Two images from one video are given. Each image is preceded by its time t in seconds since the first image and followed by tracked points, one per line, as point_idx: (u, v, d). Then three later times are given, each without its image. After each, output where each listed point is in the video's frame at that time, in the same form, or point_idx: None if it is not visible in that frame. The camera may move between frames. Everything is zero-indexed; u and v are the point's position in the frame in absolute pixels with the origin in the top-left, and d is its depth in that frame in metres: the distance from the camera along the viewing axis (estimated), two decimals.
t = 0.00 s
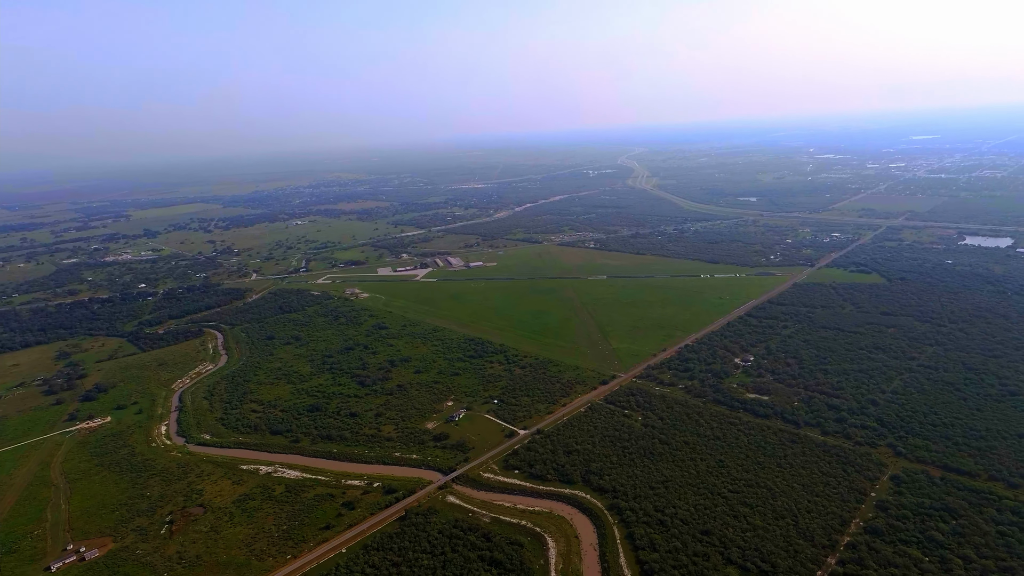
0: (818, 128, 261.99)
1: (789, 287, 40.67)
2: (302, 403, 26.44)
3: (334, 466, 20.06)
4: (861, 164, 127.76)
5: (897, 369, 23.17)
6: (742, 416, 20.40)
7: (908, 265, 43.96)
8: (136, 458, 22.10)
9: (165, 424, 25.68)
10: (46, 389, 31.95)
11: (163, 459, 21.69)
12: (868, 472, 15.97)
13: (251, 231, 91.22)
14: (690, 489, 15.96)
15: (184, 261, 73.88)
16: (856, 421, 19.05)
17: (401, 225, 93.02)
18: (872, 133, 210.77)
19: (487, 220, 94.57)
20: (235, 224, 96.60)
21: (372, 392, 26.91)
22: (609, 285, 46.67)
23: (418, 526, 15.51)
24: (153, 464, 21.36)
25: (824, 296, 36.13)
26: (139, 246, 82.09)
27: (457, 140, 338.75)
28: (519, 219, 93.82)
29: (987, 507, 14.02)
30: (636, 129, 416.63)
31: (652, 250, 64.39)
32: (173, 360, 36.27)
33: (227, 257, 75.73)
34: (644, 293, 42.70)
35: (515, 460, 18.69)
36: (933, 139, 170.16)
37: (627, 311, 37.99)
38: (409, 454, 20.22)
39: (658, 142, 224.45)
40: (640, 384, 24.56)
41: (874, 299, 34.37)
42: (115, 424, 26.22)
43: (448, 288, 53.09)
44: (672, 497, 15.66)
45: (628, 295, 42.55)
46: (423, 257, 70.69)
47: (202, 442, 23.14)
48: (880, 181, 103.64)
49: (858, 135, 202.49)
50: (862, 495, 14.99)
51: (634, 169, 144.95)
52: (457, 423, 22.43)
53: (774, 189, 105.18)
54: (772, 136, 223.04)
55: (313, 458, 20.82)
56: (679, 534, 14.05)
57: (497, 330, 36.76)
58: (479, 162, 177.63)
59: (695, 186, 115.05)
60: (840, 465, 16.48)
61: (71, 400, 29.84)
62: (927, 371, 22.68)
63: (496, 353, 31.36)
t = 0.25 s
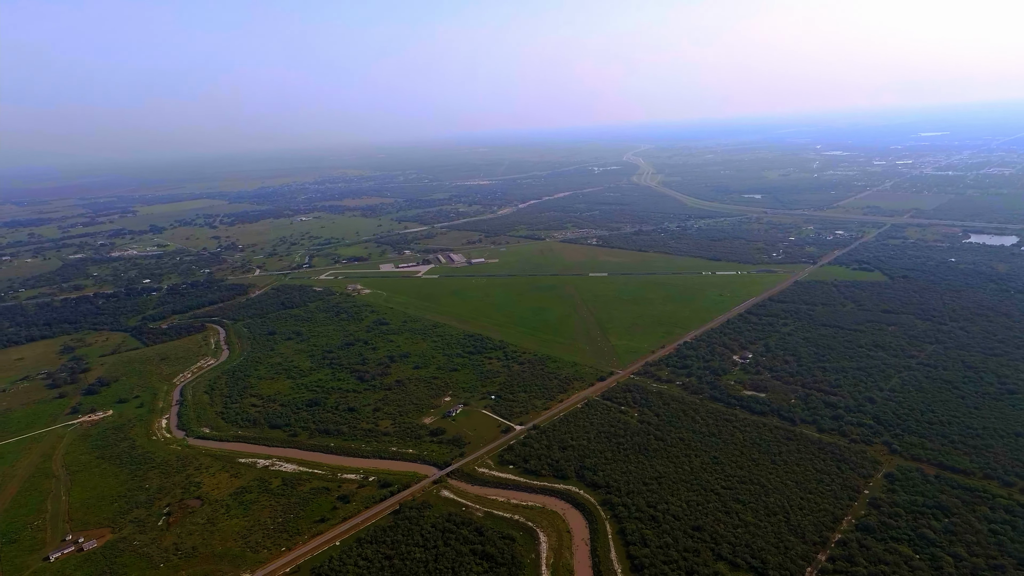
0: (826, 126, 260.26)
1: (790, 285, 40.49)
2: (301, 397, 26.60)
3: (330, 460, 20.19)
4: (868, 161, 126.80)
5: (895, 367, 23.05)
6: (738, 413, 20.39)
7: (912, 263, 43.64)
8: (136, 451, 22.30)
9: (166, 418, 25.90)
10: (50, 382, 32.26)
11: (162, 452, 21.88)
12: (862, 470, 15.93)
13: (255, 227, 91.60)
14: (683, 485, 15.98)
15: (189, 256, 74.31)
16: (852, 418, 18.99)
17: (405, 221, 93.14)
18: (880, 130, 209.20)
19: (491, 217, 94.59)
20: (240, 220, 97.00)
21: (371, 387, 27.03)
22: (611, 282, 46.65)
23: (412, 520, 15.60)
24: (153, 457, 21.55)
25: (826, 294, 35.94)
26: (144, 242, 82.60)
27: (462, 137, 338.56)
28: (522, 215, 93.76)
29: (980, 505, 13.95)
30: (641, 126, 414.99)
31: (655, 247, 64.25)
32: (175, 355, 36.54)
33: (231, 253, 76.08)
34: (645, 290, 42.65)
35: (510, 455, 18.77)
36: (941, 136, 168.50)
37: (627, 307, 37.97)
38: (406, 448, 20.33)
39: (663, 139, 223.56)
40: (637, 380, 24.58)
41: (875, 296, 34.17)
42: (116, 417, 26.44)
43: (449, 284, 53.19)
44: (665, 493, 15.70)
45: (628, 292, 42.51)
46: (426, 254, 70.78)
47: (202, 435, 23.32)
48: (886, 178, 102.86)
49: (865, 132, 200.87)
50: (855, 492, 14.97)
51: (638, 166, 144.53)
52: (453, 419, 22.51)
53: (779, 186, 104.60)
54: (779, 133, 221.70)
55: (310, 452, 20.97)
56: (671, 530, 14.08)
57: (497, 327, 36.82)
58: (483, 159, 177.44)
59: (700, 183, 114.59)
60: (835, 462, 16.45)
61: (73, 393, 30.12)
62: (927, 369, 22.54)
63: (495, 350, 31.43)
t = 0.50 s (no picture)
0: (833, 120, 258.26)
1: (792, 280, 40.35)
2: (300, 390, 26.78)
3: (328, 453, 20.35)
4: (875, 156, 125.74)
5: (894, 363, 22.95)
6: (734, 408, 20.39)
7: (915, 258, 43.34)
8: (136, 442, 22.49)
9: (166, 410, 26.09)
10: (53, 374, 32.56)
11: (162, 444, 22.07)
12: (856, 465, 15.92)
13: (259, 221, 91.88)
14: (676, 480, 16.02)
15: (193, 250, 74.65)
16: (848, 414, 18.95)
17: (408, 216, 93.18)
18: (888, 124, 207.48)
19: (494, 212, 94.48)
20: (244, 214, 97.29)
21: (369, 381, 27.18)
22: (612, 277, 46.60)
23: (406, 512, 15.72)
24: (153, 448, 21.74)
25: (827, 290, 35.78)
26: (149, 235, 83.04)
27: (467, 131, 337.81)
28: (525, 210, 93.64)
29: (973, 501, 13.92)
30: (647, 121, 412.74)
31: (657, 242, 64.06)
32: (178, 348, 36.80)
33: (235, 246, 76.37)
34: (645, 285, 42.58)
35: (505, 449, 18.85)
36: (950, 131, 166.71)
37: (628, 303, 37.91)
38: (402, 441, 20.47)
39: (669, 133, 222.11)
40: (634, 375, 24.62)
41: (876, 292, 34.03)
42: (118, 409, 26.66)
43: (450, 278, 53.27)
44: (658, 487, 15.74)
45: (629, 287, 42.45)
46: (428, 248, 70.88)
47: (201, 427, 23.50)
48: (893, 173, 102.01)
49: (874, 127, 199.09)
50: (848, 488, 14.96)
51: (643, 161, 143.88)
52: (450, 412, 22.64)
53: (784, 181, 103.94)
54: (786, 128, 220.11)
55: (308, 444, 21.12)
56: (662, 524, 14.12)
57: (496, 321, 36.90)
58: (487, 154, 176.98)
59: (704, 177, 114.03)
60: (829, 458, 16.43)
61: (76, 385, 30.38)
62: (925, 365, 22.44)
63: (494, 344, 31.52)
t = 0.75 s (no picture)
0: (841, 113, 255.74)
1: (794, 274, 40.17)
2: (299, 381, 26.94)
3: (325, 444, 20.49)
4: (883, 149, 124.45)
5: (892, 358, 22.86)
6: (729, 402, 20.40)
7: (919, 253, 43.03)
8: (137, 431, 22.68)
9: (167, 400, 26.28)
10: (57, 364, 32.85)
11: (162, 433, 22.24)
12: (850, 459, 15.91)
13: (263, 213, 92.10)
14: (669, 473, 16.07)
15: (197, 242, 74.96)
16: (844, 409, 18.92)
17: (411, 208, 93.14)
18: (896, 117, 205.20)
19: (497, 204, 94.29)
20: (248, 206, 97.53)
21: (368, 372, 27.32)
22: (613, 270, 46.55)
23: (400, 502, 15.85)
24: (153, 437, 21.91)
25: (828, 284, 35.61)
26: (154, 227, 83.43)
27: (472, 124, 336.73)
28: (529, 203, 93.42)
29: (965, 497, 13.89)
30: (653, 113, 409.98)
31: (660, 235, 63.83)
32: (180, 338, 37.04)
33: (239, 238, 76.65)
34: (646, 279, 42.47)
35: (501, 441, 18.94)
36: (960, 125, 164.74)
37: (628, 296, 37.86)
38: (399, 433, 20.61)
39: (675, 126, 220.84)
40: (631, 368, 24.64)
41: (877, 287, 33.84)
42: (120, 398, 26.86)
43: (452, 271, 53.30)
44: (650, 480, 15.79)
45: (630, 280, 42.37)
46: (431, 241, 70.90)
47: (201, 417, 23.68)
48: (900, 167, 101.03)
49: (882, 120, 197.19)
50: (841, 482, 14.97)
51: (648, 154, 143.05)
52: (447, 404, 22.75)
53: (790, 174, 103.17)
54: (794, 121, 218.35)
55: (306, 435, 21.27)
56: (653, 517, 14.18)
57: (496, 314, 36.94)
58: (492, 146, 176.37)
59: (709, 171, 113.37)
60: (823, 452, 16.43)
61: (79, 375, 30.64)
62: (924, 360, 22.32)
63: (493, 337, 31.60)
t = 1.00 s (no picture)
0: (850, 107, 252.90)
1: (795, 269, 39.98)
2: (299, 372, 27.11)
3: (323, 434, 20.64)
4: (891, 144, 123.23)
5: (891, 353, 22.75)
6: (726, 396, 20.39)
7: (923, 248, 42.69)
8: (138, 419, 22.87)
9: (169, 389, 26.47)
10: (61, 352, 33.14)
11: (162, 422, 22.42)
12: (844, 454, 15.89)
13: (267, 205, 92.37)
14: (663, 466, 16.11)
15: (202, 233, 75.30)
16: (840, 404, 18.87)
17: (416, 201, 93.15)
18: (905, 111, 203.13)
19: (501, 197, 94.15)
20: (253, 198, 97.80)
21: (368, 364, 27.45)
22: (614, 264, 46.46)
23: (395, 492, 15.97)
24: (153, 426, 22.09)
25: (830, 279, 35.43)
26: (159, 218, 83.82)
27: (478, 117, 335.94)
28: (533, 196, 93.21)
29: (959, 493, 13.85)
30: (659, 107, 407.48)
31: (663, 229, 63.59)
32: (183, 329, 37.29)
33: (244, 230, 76.94)
34: (648, 273, 42.38)
35: (496, 433, 19.04)
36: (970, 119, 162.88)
37: (628, 290, 37.81)
38: (395, 424, 20.73)
39: (681, 119, 219.33)
40: (629, 362, 24.66)
41: (879, 282, 33.63)
42: (122, 387, 27.07)
43: (454, 264, 53.37)
44: (643, 473, 15.84)
45: (631, 274, 42.28)
46: (434, 233, 70.96)
47: (201, 406, 23.86)
48: (908, 162, 100.07)
49: (891, 114, 195.11)
50: (834, 477, 14.96)
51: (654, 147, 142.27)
52: (444, 395, 22.87)
53: (796, 168, 102.42)
54: (801, 114, 216.32)
55: (304, 425, 21.41)
56: (645, 509, 14.23)
57: (496, 306, 37.01)
58: (497, 139, 175.82)
59: (715, 164, 112.69)
60: (817, 446, 16.41)
61: (82, 364, 30.91)
62: (923, 356, 22.20)
63: (492, 329, 31.67)
